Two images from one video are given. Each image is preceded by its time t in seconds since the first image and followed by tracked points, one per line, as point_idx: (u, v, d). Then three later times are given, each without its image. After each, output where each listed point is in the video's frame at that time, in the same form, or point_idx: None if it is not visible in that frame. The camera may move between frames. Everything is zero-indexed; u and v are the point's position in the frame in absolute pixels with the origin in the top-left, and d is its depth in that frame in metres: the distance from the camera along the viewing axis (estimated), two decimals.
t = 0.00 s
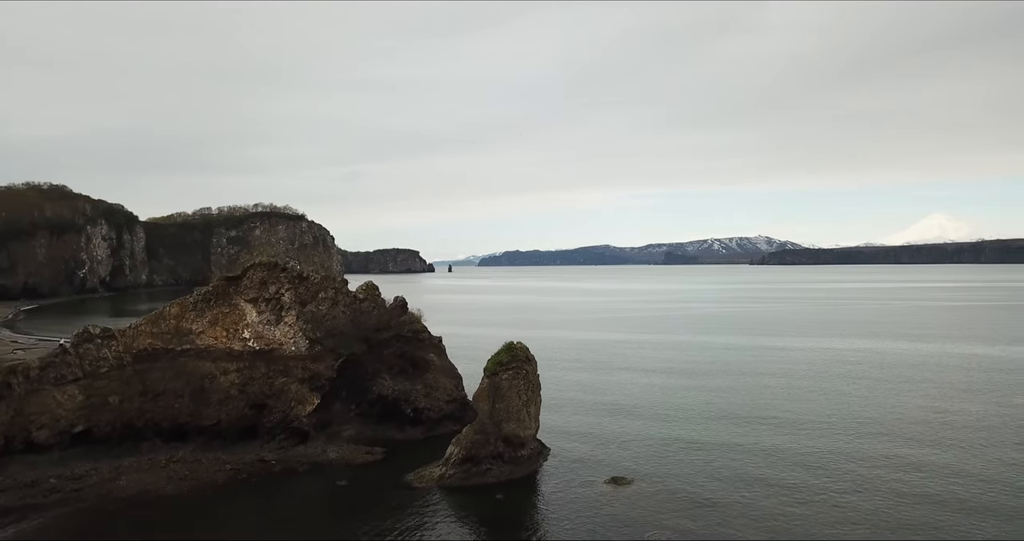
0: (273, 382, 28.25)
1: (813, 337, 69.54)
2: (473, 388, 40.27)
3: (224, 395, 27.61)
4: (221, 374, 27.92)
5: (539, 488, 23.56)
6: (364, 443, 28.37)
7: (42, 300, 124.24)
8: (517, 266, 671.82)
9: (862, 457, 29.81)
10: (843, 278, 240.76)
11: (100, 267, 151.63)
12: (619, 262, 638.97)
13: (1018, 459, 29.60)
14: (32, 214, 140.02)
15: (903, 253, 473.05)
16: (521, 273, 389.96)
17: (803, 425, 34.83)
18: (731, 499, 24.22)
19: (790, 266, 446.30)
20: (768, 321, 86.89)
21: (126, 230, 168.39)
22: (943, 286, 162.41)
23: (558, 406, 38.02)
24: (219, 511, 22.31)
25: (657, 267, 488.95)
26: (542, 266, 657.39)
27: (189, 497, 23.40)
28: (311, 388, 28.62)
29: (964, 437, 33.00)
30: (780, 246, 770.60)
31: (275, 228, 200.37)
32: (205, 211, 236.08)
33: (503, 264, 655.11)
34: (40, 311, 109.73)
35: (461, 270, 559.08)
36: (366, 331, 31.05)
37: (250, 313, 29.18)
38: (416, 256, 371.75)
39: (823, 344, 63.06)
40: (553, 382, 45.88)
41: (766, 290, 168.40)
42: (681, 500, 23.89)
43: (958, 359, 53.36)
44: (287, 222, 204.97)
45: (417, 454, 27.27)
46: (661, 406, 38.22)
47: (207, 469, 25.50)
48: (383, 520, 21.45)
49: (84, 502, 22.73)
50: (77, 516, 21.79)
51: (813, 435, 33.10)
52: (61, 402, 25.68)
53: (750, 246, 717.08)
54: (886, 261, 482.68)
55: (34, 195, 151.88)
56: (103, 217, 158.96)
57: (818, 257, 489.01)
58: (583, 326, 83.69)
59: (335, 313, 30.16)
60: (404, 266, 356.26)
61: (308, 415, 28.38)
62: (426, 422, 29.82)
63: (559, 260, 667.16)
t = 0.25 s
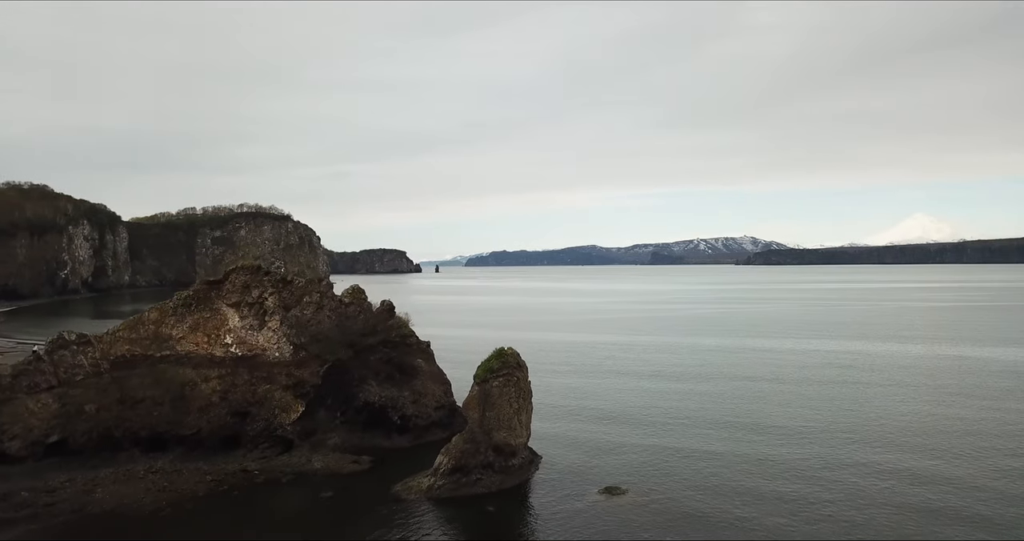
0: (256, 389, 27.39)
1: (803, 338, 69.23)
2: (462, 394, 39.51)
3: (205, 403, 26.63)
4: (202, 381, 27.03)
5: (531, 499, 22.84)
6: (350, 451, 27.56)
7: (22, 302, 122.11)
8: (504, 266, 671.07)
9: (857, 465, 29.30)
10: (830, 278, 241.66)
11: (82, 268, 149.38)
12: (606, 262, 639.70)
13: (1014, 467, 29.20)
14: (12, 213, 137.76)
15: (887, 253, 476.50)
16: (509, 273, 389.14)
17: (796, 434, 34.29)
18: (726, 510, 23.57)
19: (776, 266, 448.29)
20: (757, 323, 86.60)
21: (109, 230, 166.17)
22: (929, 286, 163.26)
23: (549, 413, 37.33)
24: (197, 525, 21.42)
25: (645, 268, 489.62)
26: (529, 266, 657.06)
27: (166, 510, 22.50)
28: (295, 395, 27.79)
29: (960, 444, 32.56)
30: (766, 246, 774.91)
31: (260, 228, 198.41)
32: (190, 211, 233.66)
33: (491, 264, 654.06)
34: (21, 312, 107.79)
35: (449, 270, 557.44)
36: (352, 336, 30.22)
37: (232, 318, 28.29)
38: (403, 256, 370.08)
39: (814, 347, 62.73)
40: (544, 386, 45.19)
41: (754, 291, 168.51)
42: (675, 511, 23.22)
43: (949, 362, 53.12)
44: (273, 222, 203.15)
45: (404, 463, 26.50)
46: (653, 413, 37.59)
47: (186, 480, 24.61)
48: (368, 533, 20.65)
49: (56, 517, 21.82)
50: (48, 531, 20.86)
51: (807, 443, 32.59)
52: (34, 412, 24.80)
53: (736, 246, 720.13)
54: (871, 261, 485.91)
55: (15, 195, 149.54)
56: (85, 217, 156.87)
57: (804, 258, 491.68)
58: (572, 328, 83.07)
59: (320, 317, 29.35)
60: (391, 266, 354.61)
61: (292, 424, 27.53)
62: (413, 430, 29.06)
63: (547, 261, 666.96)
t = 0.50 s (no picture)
0: (238, 396, 26.54)
1: (792, 340, 69.06)
2: (451, 399, 38.77)
3: (186, 412, 25.81)
4: (182, 388, 26.13)
5: (521, 511, 22.20)
6: (336, 461, 26.81)
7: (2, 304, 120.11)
8: (491, 266, 670.37)
9: (853, 474, 28.76)
10: (815, 279, 242.96)
11: (63, 269, 147.27)
12: (593, 262, 640.69)
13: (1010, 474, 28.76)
14: None
15: (872, 253, 480.17)
16: (496, 274, 388.70)
17: (789, 440, 33.74)
18: (721, 521, 22.97)
19: (762, 267, 450.62)
20: (745, 324, 86.46)
21: (91, 230, 163.99)
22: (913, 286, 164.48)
23: (539, 418, 36.72)
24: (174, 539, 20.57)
25: (631, 268, 490.48)
26: (516, 266, 656.66)
27: (142, 525, 21.62)
28: (279, 403, 26.94)
29: (955, 451, 32.11)
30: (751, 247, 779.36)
31: (245, 229, 196.51)
32: (174, 211, 231.22)
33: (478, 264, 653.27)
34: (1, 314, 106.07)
35: (435, 270, 556.43)
36: (338, 342, 29.40)
37: (214, 323, 27.39)
38: (390, 256, 368.66)
39: (803, 348, 62.50)
40: (533, 390, 44.59)
41: (741, 291, 168.87)
42: (669, 523, 22.57)
43: (939, 364, 52.97)
44: (258, 222, 201.28)
45: (391, 473, 25.77)
46: (645, 419, 36.95)
47: (165, 492, 23.76)
48: None
49: (27, 534, 20.92)
50: None
51: (802, 451, 32.03)
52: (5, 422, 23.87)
53: (722, 247, 723.32)
54: (855, 261, 489.47)
55: None
56: (67, 217, 154.67)
57: (789, 258, 494.55)
58: (560, 329, 82.51)
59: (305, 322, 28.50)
60: (377, 267, 353.06)
61: (276, 432, 26.71)
62: (402, 438, 28.38)
63: (534, 261, 666.91)
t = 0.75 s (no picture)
0: (219, 405, 25.64)
1: (781, 342, 68.72)
2: (439, 404, 37.93)
3: (165, 421, 24.89)
4: (161, 397, 25.27)
5: (513, 523, 21.52)
6: (321, 471, 25.97)
7: None
8: (478, 267, 668.81)
9: (850, 483, 28.16)
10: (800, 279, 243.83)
11: (44, 270, 144.68)
12: (580, 262, 641.24)
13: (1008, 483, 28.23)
14: None
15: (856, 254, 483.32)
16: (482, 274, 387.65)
17: (784, 447, 33.13)
18: (717, 533, 22.34)
19: (748, 267, 452.39)
20: (733, 326, 86.14)
21: (73, 231, 161.36)
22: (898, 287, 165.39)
23: (529, 423, 36.09)
24: None
25: (618, 269, 490.75)
26: (503, 267, 655.46)
27: None
28: (262, 411, 26.00)
29: (952, 458, 31.57)
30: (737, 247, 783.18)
31: (230, 229, 194.25)
32: (157, 211, 228.35)
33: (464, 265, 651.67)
34: None
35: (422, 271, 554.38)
36: (323, 348, 28.49)
37: (194, 329, 26.71)
38: (376, 257, 366.72)
39: (793, 351, 62.18)
40: (522, 394, 43.90)
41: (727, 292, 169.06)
42: (664, 535, 21.88)
43: (929, 367, 52.76)
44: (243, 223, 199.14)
45: (378, 483, 25.00)
46: (638, 424, 36.27)
47: (142, 506, 22.85)
48: None
49: None
50: None
51: (797, 458, 31.43)
52: None
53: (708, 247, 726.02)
54: (840, 262, 492.65)
55: None
56: (48, 217, 152.09)
57: (775, 258, 496.93)
58: (548, 332, 81.75)
59: (289, 328, 27.74)
60: (363, 267, 351.12)
61: (260, 442, 25.76)
62: (389, 447, 27.68)
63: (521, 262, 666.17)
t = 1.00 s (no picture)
0: (200, 414, 24.82)
1: (771, 344, 68.50)
2: (427, 410, 37.17)
3: (144, 431, 24.11)
4: (139, 406, 24.44)
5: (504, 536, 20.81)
6: (306, 481, 25.12)
7: None
8: (465, 267, 667.61)
9: (845, 490, 27.62)
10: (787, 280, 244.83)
11: (25, 271, 142.51)
12: (567, 262, 641.89)
13: (1005, 490, 27.82)
14: None
15: (841, 254, 486.57)
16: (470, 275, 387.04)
17: (778, 451, 32.56)
18: None
19: (734, 268, 454.34)
20: (723, 327, 85.99)
21: (54, 231, 159.15)
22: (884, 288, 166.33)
23: (520, 428, 35.46)
24: None
25: (605, 269, 491.43)
26: (490, 267, 654.69)
27: None
28: (244, 420, 25.14)
29: (947, 464, 31.12)
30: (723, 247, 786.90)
31: (215, 230, 192.43)
32: (140, 211, 225.92)
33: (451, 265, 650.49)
34: None
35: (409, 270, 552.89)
36: (308, 354, 27.66)
37: (174, 336, 25.70)
38: (363, 257, 364.98)
39: (783, 353, 61.90)
40: (512, 397, 43.29)
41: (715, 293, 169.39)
42: None
43: (921, 368, 52.54)
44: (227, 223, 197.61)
45: (364, 494, 24.24)
46: (631, 429, 35.62)
47: (119, 519, 22.00)
48: None
49: None
50: None
51: (791, 463, 30.85)
52: None
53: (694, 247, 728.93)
54: (825, 262, 495.82)
55: None
56: (29, 218, 149.85)
57: (761, 258, 499.43)
58: (537, 334, 81.14)
59: (273, 334, 26.84)
60: (350, 267, 349.43)
61: (242, 452, 24.87)
62: (376, 456, 26.94)
63: (508, 262, 665.74)
